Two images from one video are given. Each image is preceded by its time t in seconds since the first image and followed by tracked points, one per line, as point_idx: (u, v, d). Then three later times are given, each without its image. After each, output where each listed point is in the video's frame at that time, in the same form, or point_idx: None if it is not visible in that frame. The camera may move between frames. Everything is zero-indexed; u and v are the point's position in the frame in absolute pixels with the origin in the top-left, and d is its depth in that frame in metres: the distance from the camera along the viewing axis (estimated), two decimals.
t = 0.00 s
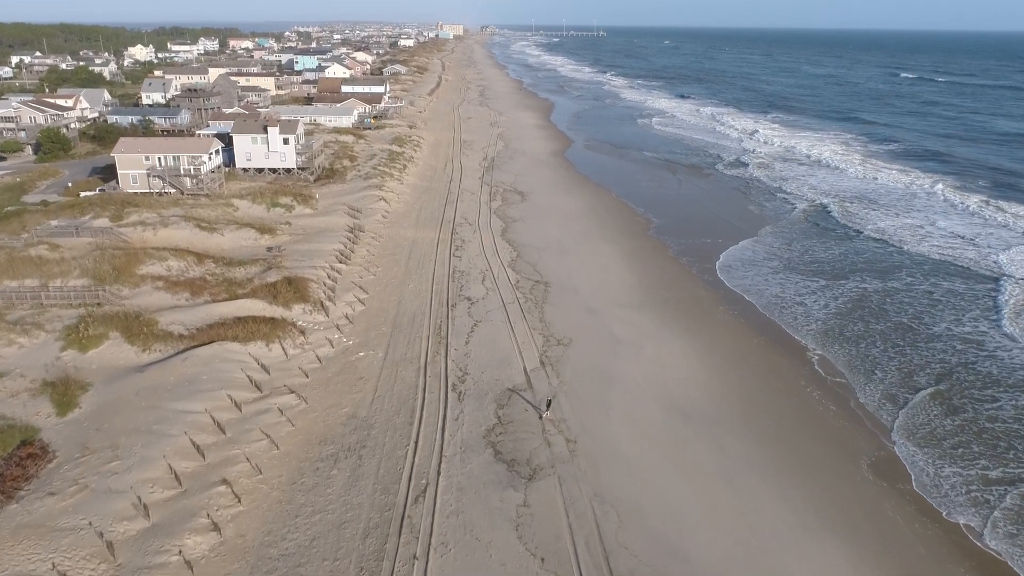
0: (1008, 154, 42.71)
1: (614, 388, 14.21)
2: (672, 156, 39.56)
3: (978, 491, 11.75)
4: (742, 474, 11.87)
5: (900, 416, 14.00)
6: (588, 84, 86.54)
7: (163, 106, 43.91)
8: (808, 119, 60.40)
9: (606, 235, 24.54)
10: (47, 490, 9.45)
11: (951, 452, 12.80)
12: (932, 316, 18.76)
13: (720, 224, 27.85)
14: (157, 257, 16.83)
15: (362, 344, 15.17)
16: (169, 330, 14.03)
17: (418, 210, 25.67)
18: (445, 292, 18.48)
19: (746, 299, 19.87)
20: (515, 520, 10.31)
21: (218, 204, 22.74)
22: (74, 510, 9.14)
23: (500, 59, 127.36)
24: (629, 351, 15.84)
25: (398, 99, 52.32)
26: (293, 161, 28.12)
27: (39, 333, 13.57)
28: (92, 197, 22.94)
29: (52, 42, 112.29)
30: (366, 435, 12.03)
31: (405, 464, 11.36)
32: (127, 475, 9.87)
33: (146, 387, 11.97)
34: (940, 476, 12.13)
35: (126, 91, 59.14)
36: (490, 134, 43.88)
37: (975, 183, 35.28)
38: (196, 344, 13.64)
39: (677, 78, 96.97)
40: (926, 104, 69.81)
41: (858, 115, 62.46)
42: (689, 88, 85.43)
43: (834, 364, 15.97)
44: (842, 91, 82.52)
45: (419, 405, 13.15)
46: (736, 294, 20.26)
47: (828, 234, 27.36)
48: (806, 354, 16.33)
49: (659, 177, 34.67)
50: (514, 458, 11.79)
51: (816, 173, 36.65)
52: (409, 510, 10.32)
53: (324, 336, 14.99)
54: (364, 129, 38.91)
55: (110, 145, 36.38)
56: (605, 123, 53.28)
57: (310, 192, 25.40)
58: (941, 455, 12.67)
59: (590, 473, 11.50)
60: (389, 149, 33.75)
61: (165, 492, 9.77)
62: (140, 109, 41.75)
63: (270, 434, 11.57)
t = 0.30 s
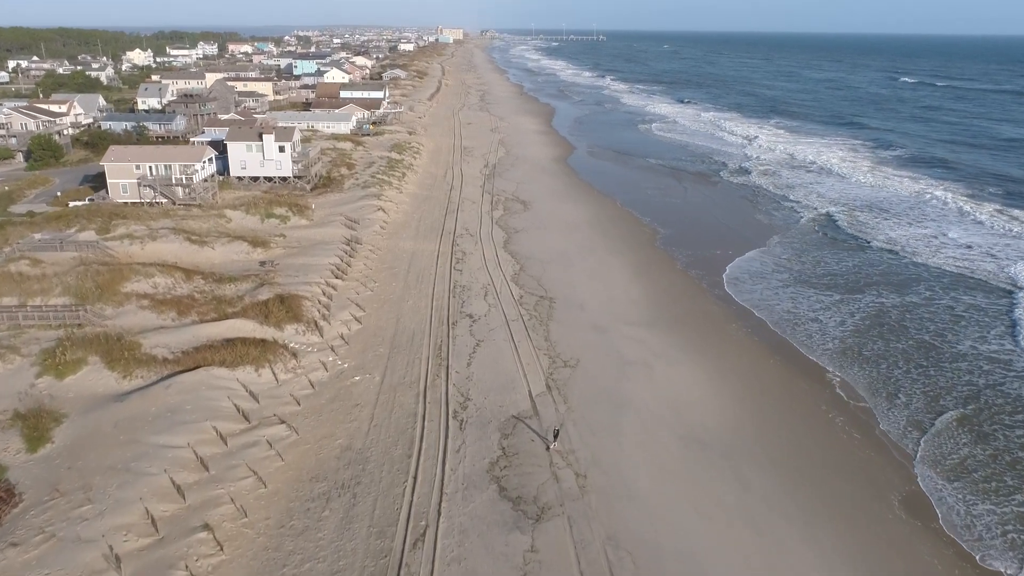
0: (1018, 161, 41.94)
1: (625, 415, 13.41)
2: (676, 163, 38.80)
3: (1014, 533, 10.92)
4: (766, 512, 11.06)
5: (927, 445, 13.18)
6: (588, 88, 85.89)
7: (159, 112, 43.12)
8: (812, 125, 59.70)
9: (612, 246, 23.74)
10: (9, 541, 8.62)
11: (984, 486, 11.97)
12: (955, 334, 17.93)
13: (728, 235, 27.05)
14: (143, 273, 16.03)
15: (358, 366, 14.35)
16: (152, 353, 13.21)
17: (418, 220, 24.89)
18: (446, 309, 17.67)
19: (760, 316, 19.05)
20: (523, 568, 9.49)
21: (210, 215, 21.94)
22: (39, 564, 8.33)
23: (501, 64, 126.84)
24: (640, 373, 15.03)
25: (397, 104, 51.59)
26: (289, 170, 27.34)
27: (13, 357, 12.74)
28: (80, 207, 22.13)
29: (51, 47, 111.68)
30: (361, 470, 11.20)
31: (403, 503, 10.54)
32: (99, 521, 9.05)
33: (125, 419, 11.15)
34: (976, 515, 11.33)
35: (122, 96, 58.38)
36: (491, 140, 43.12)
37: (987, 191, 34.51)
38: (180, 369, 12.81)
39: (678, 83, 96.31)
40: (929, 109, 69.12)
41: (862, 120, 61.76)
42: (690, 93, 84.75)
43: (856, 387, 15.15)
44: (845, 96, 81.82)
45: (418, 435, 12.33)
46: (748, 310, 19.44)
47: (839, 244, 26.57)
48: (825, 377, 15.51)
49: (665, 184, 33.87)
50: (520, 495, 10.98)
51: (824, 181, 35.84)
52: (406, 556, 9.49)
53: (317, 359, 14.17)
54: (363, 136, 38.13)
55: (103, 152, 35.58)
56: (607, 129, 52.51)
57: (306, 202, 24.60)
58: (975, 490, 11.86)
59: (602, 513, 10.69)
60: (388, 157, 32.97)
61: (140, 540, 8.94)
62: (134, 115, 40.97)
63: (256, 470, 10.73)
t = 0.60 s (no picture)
0: None
1: (638, 447, 12.63)
2: (681, 171, 38.04)
3: None
4: (792, 558, 10.28)
5: (959, 479, 12.40)
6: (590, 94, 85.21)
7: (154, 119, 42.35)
8: (817, 131, 58.99)
9: (619, 259, 22.98)
10: None
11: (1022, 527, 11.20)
12: (981, 354, 17.10)
13: (737, 246, 26.25)
14: (128, 291, 15.23)
15: (354, 392, 13.52)
16: (134, 381, 12.40)
17: (418, 232, 24.11)
18: (447, 327, 16.88)
19: (774, 333, 18.28)
20: None
21: (203, 227, 21.17)
22: None
23: (501, 69, 126.36)
24: (653, 399, 14.25)
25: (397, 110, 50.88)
26: (285, 179, 26.58)
27: None
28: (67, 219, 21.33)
29: (50, 52, 111.15)
30: (356, 511, 10.37)
31: (401, 549, 9.70)
32: None
33: (101, 456, 10.33)
34: (1015, 560, 10.60)
35: (119, 102, 57.65)
36: (493, 148, 42.36)
37: (1000, 200, 33.71)
38: (163, 399, 11.98)
39: (680, 88, 95.67)
40: (934, 115, 68.43)
41: (867, 127, 61.06)
42: (693, 98, 84.08)
43: (879, 413, 14.37)
44: (848, 102, 81.17)
45: (417, 470, 11.50)
46: (762, 328, 18.65)
47: (852, 257, 25.75)
48: (847, 402, 14.69)
49: (670, 193, 33.06)
50: (528, 539, 10.17)
51: (833, 189, 34.99)
52: None
53: (310, 385, 13.34)
54: (362, 144, 37.39)
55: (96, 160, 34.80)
56: (610, 136, 51.77)
57: (302, 213, 23.84)
58: (1014, 531, 11.13)
59: (617, 561, 9.91)
60: (387, 165, 32.21)
61: None
62: (129, 122, 40.18)
63: (242, 512, 9.90)
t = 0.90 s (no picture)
0: None
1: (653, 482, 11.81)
2: (685, 180, 37.27)
3: None
4: None
5: (997, 517, 11.54)
6: (591, 100, 84.56)
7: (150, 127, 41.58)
8: (822, 138, 58.28)
9: (626, 273, 22.21)
10: None
11: None
12: (1009, 376, 16.26)
13: (747, 258, 25.45)
14: (111, 312, 14.40)
15: (349, 422, 12.69)
16: (113, 412, 11.55)
17: (417, 245, 23.32)
18: (448, 348, 16.07)
19: (790, 353, 17.48)
20: None
21: (193, 240, 20.36)
22: None
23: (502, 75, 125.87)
24: (667, 427, 13.44)
25: (397, 117, 50.16)
26: (281, 190, 25.82)
27: None
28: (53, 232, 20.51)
29: (48, 58, 110.63)
30: (349, 559, 9.53)
31: None
32: None
33: (72, 500, 9.48)
34: None
35: (115, 109, 56.92)
36: (494, 156, 41.61)
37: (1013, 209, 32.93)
38: (143, 433, 11.14)
39: (682, 94, 95.05)
40: (939, 122, 67.75)
41: (872, 134, 60.34)
42: (694, 104, 83.45)
43: (906, 442, 13.55)
44: (852, 108, 80.51)
45: (416, 511, 10.65)
46: (776, 347, 17.84)
47: (866, 270, 24.94)
48: (872, 431, 13.86)
49: (676, 203, 32.25)
50: None
51: (842, 198, 34.20)
52: None
53: (303, 415, 12.49)
54: (361, 152, 36.62)
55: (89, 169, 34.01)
56: (612, 143, 51.04)
57: (298, 225, 23.06)
58: None
59: None
60: (386, 174, 31.45)
61: None
62: (123, 130, 39.40)
63: (225, 562, 9.06)
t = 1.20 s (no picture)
0: None
1: (670, 522, 10.96)
2: (691, 189, 36.50)
3: None
4: None
5: None
6: (592, 107, 83.95)
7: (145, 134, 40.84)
8: (827, 146, 57.54)
9: (633, 287, 21.42)
10: None
11: None
12: None
13: (757, 271, 24.65)
14: (92, 334, 13.55)
15: (344, 455, 11.84)
16: (88, 448, 10.70)
17: (417, 258, 22.53)
18: (449, 371, 15.22)
19: (808, 375, 16.66)
20: None
21: (184, 255, 19.55)
22: None
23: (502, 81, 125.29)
24: (683, 460, 12.59)
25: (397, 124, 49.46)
26: (277, 201, 25.05)
27: None
28: (38, 246, 19.69)
29: (48, 65, 110.23)
30: None
31: None
32: None
33: (37, 551, 8.63)
34: None
35: (112, 116, 56.22)
36: (496, 164, 40.88)
37: None
38: (120, 471, 10.29)
39: (684, 101, 94.50)
40: (945, 129, 67.02)
41: (878, 141, 59.61)
42: (697, 111, 82.77)
43: (939, 475, 12.69)
44: (856, 114, 79.83)
45: (415, 558, 9.78)
46: (793, 368, 17.02)
47: (880, 283, 24.14)
48: (901, 463, 13.02)
49: (683, 213, 31.46)
50: None
51: (851, 207, 33.40)
52: None
53: (294, 448, 11.64)
54: (360, 160, 35.89)
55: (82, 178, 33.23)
56: (615, 150, 50.31)
57: (294, 238, 22.28)
58: None
59: None
60: (385, 184, 30.69)
61: None
62: (118, 138, 38.66)
63: None
